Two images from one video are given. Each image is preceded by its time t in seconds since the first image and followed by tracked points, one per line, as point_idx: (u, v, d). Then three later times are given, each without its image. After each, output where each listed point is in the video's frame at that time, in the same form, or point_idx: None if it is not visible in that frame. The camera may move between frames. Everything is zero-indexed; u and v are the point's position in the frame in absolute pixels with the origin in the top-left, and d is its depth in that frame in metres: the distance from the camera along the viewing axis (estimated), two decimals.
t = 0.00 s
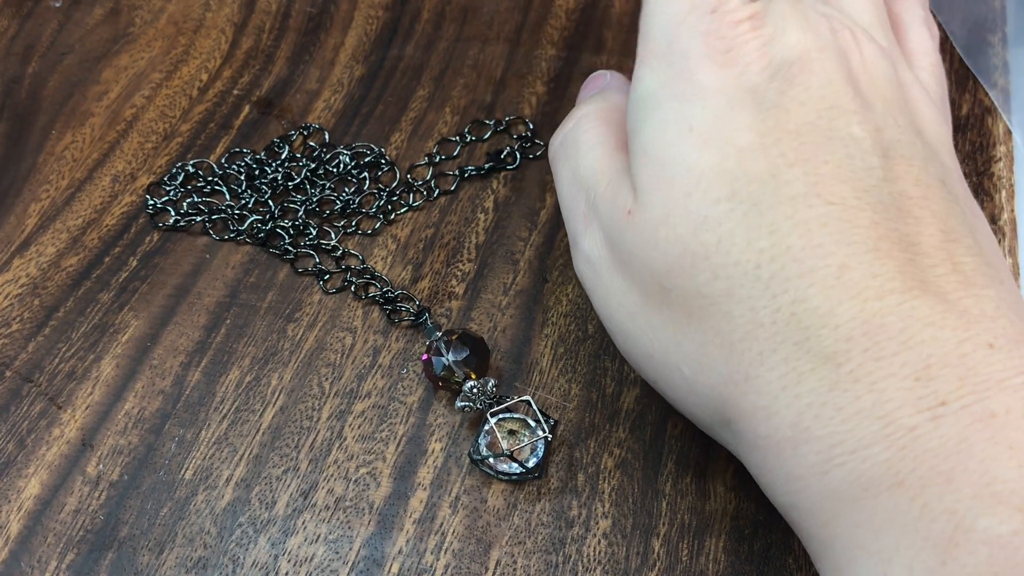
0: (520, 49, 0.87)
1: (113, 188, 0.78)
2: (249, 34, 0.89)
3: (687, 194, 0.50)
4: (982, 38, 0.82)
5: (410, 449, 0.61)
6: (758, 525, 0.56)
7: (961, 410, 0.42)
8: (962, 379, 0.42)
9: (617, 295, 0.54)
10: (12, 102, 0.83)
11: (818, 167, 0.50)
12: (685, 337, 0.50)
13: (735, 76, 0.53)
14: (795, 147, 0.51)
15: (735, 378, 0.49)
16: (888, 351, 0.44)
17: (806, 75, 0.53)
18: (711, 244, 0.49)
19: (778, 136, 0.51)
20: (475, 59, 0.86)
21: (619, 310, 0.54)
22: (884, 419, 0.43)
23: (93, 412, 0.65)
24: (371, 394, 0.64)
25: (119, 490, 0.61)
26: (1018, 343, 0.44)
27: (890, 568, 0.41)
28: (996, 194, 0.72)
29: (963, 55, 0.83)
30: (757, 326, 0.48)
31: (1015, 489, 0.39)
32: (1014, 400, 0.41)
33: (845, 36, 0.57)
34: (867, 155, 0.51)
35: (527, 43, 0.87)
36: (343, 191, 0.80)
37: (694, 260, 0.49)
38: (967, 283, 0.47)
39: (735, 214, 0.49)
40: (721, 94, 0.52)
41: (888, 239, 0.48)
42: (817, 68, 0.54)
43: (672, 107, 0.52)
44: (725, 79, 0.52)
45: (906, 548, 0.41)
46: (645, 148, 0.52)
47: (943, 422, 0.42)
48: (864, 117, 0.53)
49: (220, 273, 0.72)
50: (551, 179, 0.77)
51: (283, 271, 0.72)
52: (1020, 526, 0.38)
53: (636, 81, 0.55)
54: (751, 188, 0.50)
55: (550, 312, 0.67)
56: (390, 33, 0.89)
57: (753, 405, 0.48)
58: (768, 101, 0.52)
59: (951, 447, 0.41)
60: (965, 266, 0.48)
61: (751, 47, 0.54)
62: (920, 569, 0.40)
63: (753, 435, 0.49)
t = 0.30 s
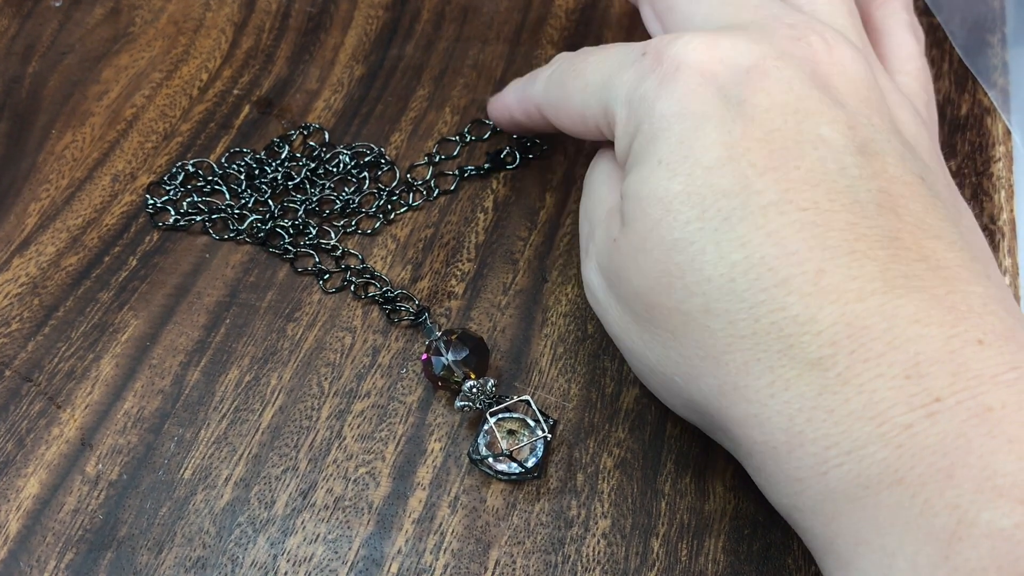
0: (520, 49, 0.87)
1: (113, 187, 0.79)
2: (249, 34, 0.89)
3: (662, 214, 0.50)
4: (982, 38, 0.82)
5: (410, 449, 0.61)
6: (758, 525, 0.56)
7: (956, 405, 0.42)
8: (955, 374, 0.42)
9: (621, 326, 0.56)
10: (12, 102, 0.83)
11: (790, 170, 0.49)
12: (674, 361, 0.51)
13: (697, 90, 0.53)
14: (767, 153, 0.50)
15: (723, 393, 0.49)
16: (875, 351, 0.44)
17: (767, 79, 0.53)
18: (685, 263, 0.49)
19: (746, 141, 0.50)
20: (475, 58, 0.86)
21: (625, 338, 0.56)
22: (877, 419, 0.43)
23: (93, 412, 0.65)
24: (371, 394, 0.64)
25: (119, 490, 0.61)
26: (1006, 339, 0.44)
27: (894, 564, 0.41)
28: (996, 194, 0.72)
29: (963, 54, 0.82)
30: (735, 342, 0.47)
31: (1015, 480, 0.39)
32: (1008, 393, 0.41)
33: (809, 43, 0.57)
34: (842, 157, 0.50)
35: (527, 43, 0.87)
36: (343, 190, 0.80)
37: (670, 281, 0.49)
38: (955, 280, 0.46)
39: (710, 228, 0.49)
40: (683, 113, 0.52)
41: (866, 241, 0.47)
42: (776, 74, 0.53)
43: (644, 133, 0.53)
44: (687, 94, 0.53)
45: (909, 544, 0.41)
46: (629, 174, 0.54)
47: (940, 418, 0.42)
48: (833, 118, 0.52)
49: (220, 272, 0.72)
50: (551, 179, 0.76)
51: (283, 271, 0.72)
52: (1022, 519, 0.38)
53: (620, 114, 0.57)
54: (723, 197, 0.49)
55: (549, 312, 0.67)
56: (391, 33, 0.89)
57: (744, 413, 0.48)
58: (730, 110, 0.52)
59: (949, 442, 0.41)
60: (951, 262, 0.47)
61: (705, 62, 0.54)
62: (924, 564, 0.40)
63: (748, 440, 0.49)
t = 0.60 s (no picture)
0: (520, 49, 0.87)
1: (113, 187, 0.79)
2: (249, 34, 0.89)
3: (659, 217, 0.51)
4: (982, 38, 0.82)
5: (409, 448, 0.61)
6: (758, 524, 0.56)
7: (954, 404, 0.41)
8: (953, 373, 0.42)
9: (624, 329, 0.56)
10: (12, 101, 0.83)
11: (788, 170, 0.49)
12: (674, 362, 0.52)
13: (695, 91, 0.53)
14: (765, 153, 0.50)
15: (722, 392, 0.49)
16: (872, 351, 0.44)
17: (766, 79, 0.53)
18: (681, 265, 0.49)
19: (744, 141, 0.51)
20: (475, 58, 0.87)
21: (629, 340, 0.56)
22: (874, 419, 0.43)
23: (93, 411, 0.65)
24: (370, 394, 0.64)
25: (119, 490, 0.61)
26: (1005, 338, 0.44)
27: (893, 562, 0.42)
28: (995, 194, 0.72)
29: (962, 54, 0.83)
30: (732, 343, 0.48)
31: (1014, 479, 0.39)
32: (1007, 392, 0.41)
33: (810, 43, 0.57)
34: (840, 158, 0.50)
35: (527, 43, 0.87)
36: (343, 190, 0.80)
37: (668, 282, 0.50)
38: (954, 279, 0.46)
39: (707, 230, 0.49)
40: (681, 115, 0.53)
41: (865, 240, 0.47)
42: (775, 74, 0.53)
43: (642, 137, 0.54)
44: (685, 96, 0.53)
45: (908, 542, 0.41)
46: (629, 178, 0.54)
47: (938, 417, 0.42)
48: (832, 118, 0.52)
49: (220, 272, 0.72)
50: (550, 179, 0.77)
51: (282, 270, 0.73)
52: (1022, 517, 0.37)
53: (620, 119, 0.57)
54: (720, 199, 0.49)
55: (549, 312, 0.67)
56: (390, 33, 0.89)
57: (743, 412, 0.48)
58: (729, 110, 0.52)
59: (947, 442, 0.41)
60: (949, 261, 0.47)
61: (704, 62, 0.54)
62: (923, 561, 0.40)
63: (747, 439, 0.49)
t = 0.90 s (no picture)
0: (520, 50, 0.87)
1: (113, 187, 0.79)
2: (249, 34, 0.89)
3: (662, 212, 0.50)
4: (982, 38, 0.82)
5: (409, 449, 0.61)
6: (758, 524, 0.56)
7: (956, 404, 0.42)
8: (955, 372, 0.42)
9: (627, 323, 0.56)
10: (12, 102, 0.83)
11: (792, 168, 0.49)
12: (675, 357, 0.52)
13: (702, 85, 0.53)
14: (769, 150, 0.50)
15: (723, 390, 0.49)
16: (874, 351, 0.44)
17: (773, 74, 0.53)
18: (683, 262, 0.49)
19: (749, 137, 0.51)
20: (475, 58, 0.87)
21: (631, 335, 0.56)
22: (875, 419, 0.43)
23: (93, 412, 0.65)
24: (371, 394, 0.64)
25: (119, 490, 0.61)
26: (1007, 337, 0.44)
27: (894, 562, 0.42)
28: (996, 194, 0.72)
29: (963, 55, 0.83)
30: (733, 340, 0.48)
31: (1016, 478, 0.39)
32: (1009, 392, 0.41)
33: (820, 36, 0.57)
34: (846, 155, 0.50)
35: (527, 43, 0.87)
36: (343, 190, 0.80)
37: (670, 278, 0.50)
38: (956, 278, 0.46)
39: (710, 226, 0.49)
40: (688, 108, 0.52)
41: (869, 238, 0.47)
42: (784, 69, 0.53)
43: (648, 130, 0.54)
44: (692, 89, 0.53)
45: (909, 542, 0.41)
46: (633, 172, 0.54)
47: (939, 417, 0.42)
48: (839, 114, 0.52)
49: (220, 273, 0.72)
50: (550, 179, 0.77)
51: (282, 270, 0.73)
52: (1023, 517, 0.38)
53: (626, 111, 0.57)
54: (724, 196, 0.49)
55: (549, 312, 0.67)
56: (390, 33, 0.89)
57: (744, 411, 0.48)
58: (736, 105, 0.52)
59: (949, 442, 0.41)
60: (952, 260, 0.47)
61: (713, 55, 0.54)
62: (924, 562, 0.40)
63: (747, 438, 0.49)
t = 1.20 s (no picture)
0: (520, 49, 0.87)
1: (113, 187, 0.79)
2: (249, 34, 0.89)
3: (662, 213, 0.50)
4: (982, 39, 0.82)
5: (409, 449, 0.61)
6: (758, 524, 0.56)
7: (955, 406, 0.41)
8: (954, 373, 0.42)
9: (626, 322, 0.56)
10: (11, 102, 0.83)
11: (791, 168, 0.49)
12: (674, 356, 0.52)
13: (701, 83, 0.53)
14: (769, 150, 0.50)
15: (722, 390, 0.49)
16: (873, 352, 0.44)
17: (774, 72, 0.53)
18: (683, 262, 0.49)
19: (749, 137, 0.50)
20: (475, 58, 0.87)
21: (630, 334, 0.56)
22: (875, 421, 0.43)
23: (92, 412, 0.65)
24: (371, 394, 0.64)
25: (119, 490, 0.61)
26: (1007, 338, 0.43)
27: (893, 563, 0.42)
28: (996, 195, 0.72)
29: (963, 55, 0.83)
30: (733, 340, 0.48)
31: (1015, 480, 0.39)
32: (1008, 394, 0.41)
33: (821, 34, 0.57)
34: (845, 153, 0.50)
35: (527, 43, 0.87)
36: (343, 190, 0.80)
37: (669, 279, 0.50)
38: (957, 279, 0.46)
39: (710, 227, 0.49)
40: (688, 107, 0.52)
41: (870, 239, 0.47)
42: (784, 68, 0.53)
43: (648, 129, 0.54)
44: (692, 87, 0.53)
45: (908, 543, 0.41)
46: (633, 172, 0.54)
47: (939, 419, 0.42)
48: (839, 113, 0.51)
49: (220, 273, 0.72)
50: (550, 179, 0.77)
51: (282, 271, 0.73)
52: (1021, 519, 0.38)
53: (626, 109, 0.57)
54: (723, 196, 0.49)
55: (549, 312, 0.67)
56: (391, 33, 0.89)
57: (743, 411, 0.48)
58: (735, 104, 0.52)
59: (948, 443, 0.41)
60: (952, 261, 0.47)
61: (713, 54, 0.54)
62: (923, 563, 0.40)
63: (746, 439, 0.49)
